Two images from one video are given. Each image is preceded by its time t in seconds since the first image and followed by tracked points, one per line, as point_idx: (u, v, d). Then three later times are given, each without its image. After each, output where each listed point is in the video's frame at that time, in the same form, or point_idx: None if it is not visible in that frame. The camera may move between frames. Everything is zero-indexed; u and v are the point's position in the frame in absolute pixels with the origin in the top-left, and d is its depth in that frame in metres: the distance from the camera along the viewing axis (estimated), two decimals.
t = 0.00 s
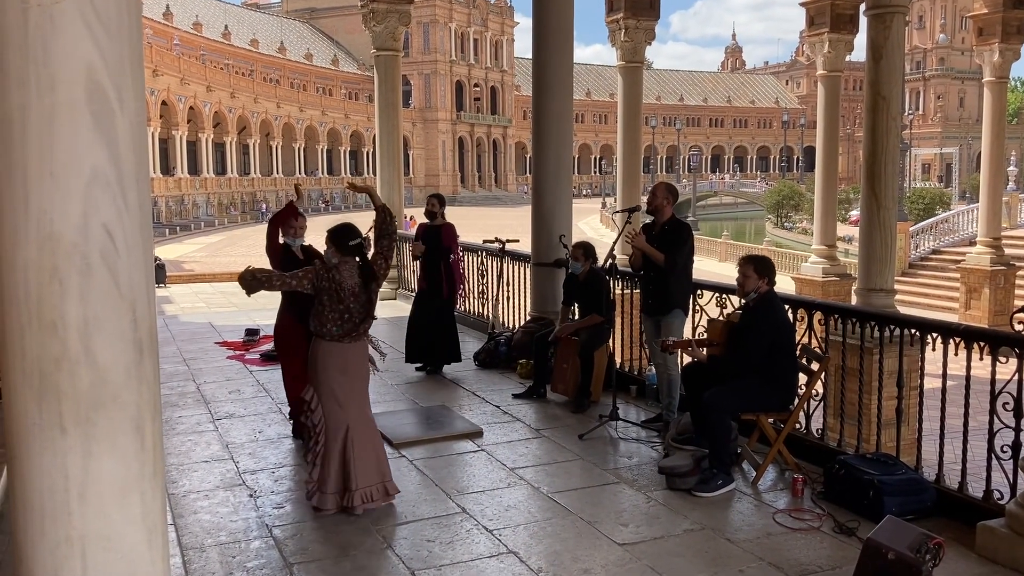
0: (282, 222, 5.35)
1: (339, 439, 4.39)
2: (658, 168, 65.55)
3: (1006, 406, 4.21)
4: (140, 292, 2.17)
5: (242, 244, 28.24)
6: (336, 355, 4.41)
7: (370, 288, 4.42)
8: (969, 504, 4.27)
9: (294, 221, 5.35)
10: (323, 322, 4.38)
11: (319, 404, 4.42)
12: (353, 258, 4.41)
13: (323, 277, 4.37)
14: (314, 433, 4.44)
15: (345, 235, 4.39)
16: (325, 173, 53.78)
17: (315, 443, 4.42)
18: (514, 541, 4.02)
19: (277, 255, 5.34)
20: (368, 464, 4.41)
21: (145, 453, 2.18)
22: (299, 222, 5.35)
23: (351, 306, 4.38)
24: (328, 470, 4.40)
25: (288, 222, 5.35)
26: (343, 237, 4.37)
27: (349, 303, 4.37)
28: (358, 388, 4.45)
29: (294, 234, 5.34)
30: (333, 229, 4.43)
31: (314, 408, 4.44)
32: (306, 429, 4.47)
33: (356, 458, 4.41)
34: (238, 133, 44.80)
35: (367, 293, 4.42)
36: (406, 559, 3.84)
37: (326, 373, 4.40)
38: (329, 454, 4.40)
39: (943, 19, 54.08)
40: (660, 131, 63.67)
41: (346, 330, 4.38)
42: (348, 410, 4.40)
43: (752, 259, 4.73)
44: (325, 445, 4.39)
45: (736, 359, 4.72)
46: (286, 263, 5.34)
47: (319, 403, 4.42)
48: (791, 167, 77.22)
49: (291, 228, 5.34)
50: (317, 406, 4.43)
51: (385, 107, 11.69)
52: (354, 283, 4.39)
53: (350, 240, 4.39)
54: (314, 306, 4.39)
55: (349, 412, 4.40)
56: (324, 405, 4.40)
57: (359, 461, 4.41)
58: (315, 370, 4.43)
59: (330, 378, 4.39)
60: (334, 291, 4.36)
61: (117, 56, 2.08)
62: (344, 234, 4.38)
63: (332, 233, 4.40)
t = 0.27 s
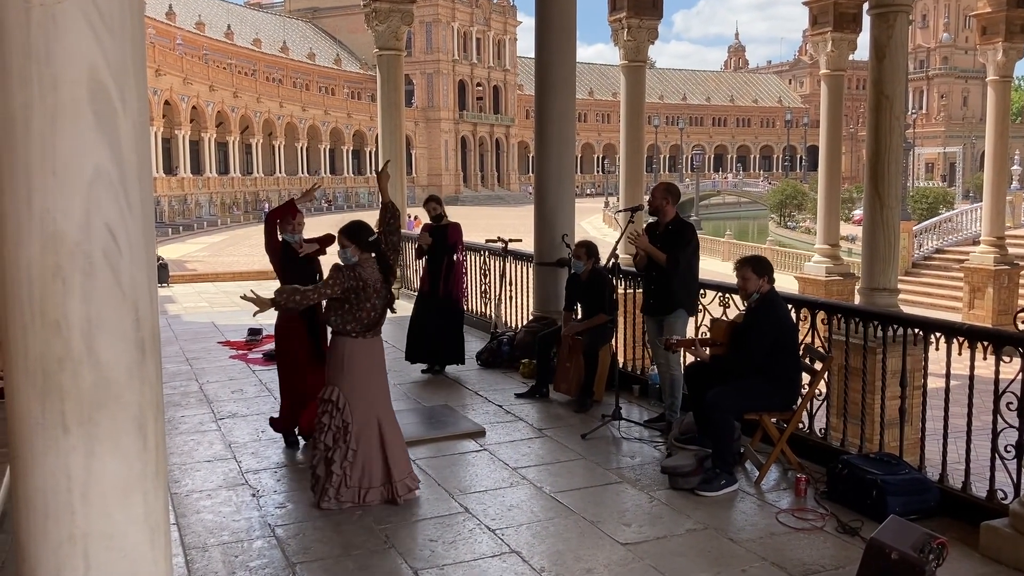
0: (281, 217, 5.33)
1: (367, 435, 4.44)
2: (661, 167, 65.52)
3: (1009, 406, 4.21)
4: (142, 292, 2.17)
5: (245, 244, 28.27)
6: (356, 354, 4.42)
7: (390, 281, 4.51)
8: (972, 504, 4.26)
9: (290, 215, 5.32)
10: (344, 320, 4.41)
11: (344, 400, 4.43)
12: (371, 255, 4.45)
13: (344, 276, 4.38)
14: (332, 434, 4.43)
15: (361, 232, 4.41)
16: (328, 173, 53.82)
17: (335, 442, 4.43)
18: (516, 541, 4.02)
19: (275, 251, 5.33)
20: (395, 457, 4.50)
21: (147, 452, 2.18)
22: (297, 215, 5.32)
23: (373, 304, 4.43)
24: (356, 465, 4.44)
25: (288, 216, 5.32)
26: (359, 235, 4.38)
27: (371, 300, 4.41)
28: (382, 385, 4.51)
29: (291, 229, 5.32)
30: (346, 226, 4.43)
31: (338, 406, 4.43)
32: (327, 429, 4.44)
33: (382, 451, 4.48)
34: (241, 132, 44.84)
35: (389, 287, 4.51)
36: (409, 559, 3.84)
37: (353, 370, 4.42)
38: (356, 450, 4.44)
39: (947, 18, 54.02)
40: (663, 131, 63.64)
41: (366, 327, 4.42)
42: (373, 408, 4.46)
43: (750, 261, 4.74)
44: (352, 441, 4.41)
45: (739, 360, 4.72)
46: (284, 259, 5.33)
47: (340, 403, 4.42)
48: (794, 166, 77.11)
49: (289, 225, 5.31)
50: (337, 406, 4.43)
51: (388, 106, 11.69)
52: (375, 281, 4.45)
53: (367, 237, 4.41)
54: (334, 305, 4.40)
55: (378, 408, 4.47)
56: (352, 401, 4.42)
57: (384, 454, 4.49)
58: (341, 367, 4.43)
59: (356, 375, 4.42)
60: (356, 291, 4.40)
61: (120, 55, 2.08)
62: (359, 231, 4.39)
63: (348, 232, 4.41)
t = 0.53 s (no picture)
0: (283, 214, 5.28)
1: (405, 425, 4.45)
2: (664, 167, 65.51)
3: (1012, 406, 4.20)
4: (145, 291, 2.17)
5: (248, 244, 28.32)
6: (384, 348, 4.39)
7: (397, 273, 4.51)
8: (974, 503, 4.26)
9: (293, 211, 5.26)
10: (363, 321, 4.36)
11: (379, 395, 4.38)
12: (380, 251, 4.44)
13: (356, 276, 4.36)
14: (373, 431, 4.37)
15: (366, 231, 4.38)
16: (330, 173, 53.87)
17: (377, 439, 4.38)
18: (519, 541, 4.02)
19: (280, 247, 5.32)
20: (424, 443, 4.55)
21: (150, 452, 2.19)
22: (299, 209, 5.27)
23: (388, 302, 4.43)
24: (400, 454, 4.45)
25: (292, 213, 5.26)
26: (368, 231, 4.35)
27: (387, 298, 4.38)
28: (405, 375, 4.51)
29: (293, 229, 5.28)
30: (351, 225, 4.39)
31: (374, 402, 4.36)
32: (365, 427, 4.36)
33: (416, 439, 4.52)
34: (244, 132, 44.89)
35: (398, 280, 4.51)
36: (412, 558, 3.85)
37: (386, 365, 4.39)
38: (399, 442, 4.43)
39: (950, 17, 53.92)
40: (665, 130, 63.64)
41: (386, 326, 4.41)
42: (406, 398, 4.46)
43: (745, 263, 4.73)
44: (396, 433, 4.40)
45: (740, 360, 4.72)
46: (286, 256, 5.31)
47: (376, 399, 4.36)
48: (796, 166, 77.05)
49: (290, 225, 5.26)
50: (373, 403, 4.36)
51: (391, 106, 11.67)
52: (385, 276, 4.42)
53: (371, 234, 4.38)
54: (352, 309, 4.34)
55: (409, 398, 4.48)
56: (390, 396, 4.38)
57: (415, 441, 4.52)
58: (374, 364, 4.36)
59: (389, 369, 4.39)
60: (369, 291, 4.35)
61: (122, 54, 2.09)
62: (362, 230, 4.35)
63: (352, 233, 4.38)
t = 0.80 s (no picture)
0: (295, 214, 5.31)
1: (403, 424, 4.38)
2: (666, 166, 65.47)
3: (1015, 406, 4.19)
4: (148, 291, 2.17)
5: (251, 243, 28.34)
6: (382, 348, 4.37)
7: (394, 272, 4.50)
8: (977, 503, 4.25)
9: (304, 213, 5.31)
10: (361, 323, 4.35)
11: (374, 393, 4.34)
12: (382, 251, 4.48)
13: (355, 278, 4.39)
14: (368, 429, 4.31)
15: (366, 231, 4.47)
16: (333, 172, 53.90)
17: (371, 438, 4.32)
18: (522, 540, 4.02)
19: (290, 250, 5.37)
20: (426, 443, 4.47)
21: (153, 451, 2.19)
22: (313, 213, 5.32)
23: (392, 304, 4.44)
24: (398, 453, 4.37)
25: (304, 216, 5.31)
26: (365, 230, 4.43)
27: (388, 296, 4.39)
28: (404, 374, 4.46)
29: (302, 233, 5.36)
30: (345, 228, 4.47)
31: (368, 400, 4.33)
32: (360, 425, 4.31)
33: (417, 440, 4.43)
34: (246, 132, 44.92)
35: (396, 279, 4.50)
36: (414, 558, 3.85)
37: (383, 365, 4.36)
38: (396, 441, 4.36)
39: (953, 15, 53.82)
40: (668, 129, 63.61)
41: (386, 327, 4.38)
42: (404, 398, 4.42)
43: (740, 266, 4.73)
44: (394, 431, 4.34)
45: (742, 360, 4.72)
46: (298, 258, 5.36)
47: (370, 397, 4.32)
48: (799, 165, 76.99)
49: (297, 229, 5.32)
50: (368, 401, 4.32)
51: (393, 105, 11.68)
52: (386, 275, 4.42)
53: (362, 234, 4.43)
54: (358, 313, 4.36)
55: (407, 398, 4.43)
56: (387, 395, 4.34)
57: (416, 440, 4.44)
58: (371, 363, 4.35)
59: (387, 369, 4.36)
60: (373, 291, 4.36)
61: (125, 54, 2.09)
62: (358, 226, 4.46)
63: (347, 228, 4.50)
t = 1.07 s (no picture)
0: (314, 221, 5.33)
1: (381, 427, 4.36)
2: (668, 165, 65.44)
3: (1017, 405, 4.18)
4: (151, 291, 2.18)
5: (253, 243, 28.35)
6: (367, 349, 4.37)
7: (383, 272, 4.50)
8: (980, 502, 4.24)
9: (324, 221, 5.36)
10: (347, 321, 4.36)
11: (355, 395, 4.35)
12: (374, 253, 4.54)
13: (346, 279, 4.39)
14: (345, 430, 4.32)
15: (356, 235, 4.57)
16: (335, 171, 53.92)
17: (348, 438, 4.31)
18: (524, 539, 4.02)
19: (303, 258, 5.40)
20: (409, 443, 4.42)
21: (157, 450, 2.19)
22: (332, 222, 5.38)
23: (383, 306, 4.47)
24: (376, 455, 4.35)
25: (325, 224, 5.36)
26: (352, 232, 4.49)
27: (379, 294, 4.39)
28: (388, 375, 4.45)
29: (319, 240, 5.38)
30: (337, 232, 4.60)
31: (347, 401, 4.34)
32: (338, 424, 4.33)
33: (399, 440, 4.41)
34: (248, 131, 44.95)
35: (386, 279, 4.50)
36: (417, 557, 3.86)
37: (365, 367, 4.36)
38: (375, 442, 4.34)
39: (955, 15, 53.78)
40: (670, 129, 63.59)
41: (373, 326, 4.36)
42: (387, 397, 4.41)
43: (734, 271, 4.70)
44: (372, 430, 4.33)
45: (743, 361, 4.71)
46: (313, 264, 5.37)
47: (348, 397, 4.33)
48: (801, 164, 76.96)
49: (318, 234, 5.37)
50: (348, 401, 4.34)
51: (395, 105, 11.68)
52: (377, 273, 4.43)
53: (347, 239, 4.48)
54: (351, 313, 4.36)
55: (390, 399, 4.42)
56: (367, 396, 4.34)
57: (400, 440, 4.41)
58: (353, 365, 4.35)
59: (370, 371, 4.36)
60: (365, 289, 4.35)
61: (129, 54, 2.09)
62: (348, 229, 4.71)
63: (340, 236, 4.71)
